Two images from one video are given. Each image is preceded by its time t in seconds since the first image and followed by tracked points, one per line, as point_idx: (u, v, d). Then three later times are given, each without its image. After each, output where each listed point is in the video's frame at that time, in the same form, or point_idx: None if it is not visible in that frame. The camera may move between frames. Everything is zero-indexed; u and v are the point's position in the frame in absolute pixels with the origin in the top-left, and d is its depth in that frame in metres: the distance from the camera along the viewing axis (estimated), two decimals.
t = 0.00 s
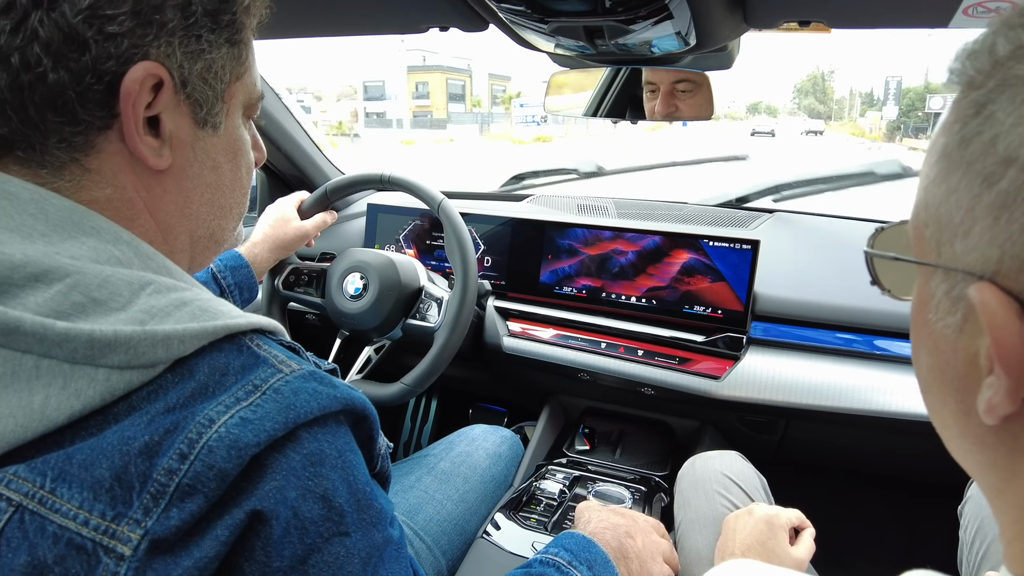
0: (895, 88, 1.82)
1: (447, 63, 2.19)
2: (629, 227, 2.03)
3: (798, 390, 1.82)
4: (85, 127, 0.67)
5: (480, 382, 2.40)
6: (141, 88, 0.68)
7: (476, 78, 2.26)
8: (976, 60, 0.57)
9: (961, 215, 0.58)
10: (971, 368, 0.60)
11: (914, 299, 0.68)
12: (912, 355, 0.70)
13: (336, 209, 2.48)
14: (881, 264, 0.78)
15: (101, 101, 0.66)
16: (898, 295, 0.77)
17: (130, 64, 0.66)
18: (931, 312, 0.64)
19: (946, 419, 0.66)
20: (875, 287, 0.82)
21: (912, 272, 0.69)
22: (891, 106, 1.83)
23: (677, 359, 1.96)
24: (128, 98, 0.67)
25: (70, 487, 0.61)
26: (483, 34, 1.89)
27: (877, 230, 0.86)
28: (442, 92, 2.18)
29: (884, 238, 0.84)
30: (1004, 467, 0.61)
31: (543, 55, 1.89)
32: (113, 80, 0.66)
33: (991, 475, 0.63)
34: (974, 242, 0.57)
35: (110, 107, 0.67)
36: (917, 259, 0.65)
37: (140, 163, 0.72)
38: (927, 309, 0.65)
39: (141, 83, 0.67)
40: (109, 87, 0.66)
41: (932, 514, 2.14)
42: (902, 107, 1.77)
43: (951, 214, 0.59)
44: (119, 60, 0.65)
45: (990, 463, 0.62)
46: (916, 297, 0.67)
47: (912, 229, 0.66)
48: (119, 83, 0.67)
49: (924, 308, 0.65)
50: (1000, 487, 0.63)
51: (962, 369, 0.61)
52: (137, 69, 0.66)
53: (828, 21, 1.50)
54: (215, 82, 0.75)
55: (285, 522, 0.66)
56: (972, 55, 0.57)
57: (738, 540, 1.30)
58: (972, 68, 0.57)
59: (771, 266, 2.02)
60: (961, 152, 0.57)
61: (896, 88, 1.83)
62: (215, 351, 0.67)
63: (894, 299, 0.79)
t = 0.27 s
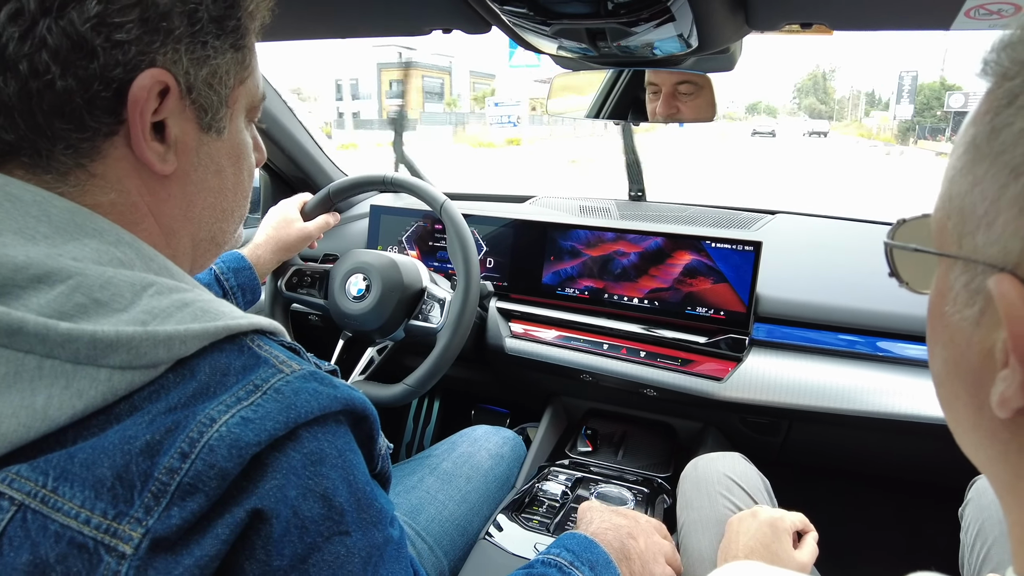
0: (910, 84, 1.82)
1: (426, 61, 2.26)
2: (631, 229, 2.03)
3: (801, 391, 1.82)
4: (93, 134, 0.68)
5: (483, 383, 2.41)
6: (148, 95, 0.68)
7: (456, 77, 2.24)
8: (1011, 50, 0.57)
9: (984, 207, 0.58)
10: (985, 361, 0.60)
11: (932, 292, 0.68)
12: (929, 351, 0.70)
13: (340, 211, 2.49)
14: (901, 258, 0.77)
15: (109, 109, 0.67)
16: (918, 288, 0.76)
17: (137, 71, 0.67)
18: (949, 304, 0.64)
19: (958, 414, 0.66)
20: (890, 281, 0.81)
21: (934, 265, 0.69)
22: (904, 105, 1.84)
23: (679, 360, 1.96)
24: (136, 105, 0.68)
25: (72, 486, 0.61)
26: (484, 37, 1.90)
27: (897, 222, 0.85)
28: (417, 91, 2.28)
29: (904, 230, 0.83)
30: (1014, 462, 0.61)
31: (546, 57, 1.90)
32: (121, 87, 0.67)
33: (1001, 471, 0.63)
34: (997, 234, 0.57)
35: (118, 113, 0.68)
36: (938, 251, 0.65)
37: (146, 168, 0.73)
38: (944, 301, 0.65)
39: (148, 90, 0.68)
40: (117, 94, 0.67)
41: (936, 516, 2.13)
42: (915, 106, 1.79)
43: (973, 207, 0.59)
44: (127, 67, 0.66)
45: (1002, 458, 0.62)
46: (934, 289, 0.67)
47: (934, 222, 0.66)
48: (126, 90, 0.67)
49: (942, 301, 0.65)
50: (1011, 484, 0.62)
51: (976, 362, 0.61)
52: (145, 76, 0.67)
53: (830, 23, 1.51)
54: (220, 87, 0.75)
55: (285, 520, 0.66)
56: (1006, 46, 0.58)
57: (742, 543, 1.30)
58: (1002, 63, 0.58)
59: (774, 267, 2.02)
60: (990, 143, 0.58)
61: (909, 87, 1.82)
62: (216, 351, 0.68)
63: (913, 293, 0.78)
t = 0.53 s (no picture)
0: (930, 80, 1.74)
1: (399, 56, 2.17)
2: (636, 228, 2.02)
3: (807, 391, 1.81)
4: (116, 140, 0.68)
5: (487, 384, 2.40)
6: (169, 100, 0.69)
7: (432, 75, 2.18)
8: None
9: (996, 195, 0.58)
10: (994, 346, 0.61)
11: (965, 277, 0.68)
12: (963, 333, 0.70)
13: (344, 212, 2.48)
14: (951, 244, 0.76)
15: (132, 114, 0.67)
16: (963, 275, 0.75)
17: (159, 76, 0.67)
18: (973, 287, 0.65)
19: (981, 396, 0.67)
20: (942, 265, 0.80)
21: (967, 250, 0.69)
22: (923, 102, 1.74)
23: (684, 359, 1.95)
24: (159, 110, 0.68)
25: (82, 490, 0.61)
26: (487, 36, 1.89)
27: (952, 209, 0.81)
28: (388, 87, 2.24)
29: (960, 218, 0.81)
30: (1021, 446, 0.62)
31: (549, 56, 1.89)
32: (143, 93, 0.67)
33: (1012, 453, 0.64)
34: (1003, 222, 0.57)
35: (140, 119, 0.68)
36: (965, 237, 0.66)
37: (165, 172, 0.73)
38: (971, 284, 0.66)
39: (170, 95, 0.68)
40: (139, 100, 0.67)
41: (943, 515, 2.12)
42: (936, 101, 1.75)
43: (989, 194, 0.60)
44: (149, 73, 0.66)
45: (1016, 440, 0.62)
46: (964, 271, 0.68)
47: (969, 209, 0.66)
48: (148, 96, 0.67)
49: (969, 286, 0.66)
50: None
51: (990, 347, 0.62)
52: (167, 80, 0.67)
53: (835, 20, 1.50)
54: (233, 89, 0.75)
55: (295, 524, 0.66)
56: None
57: (747, 543, 1.29)
58: None
59: (779, 266, 2.02)
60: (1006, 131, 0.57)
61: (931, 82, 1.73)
62: (225, 355, 0.67)
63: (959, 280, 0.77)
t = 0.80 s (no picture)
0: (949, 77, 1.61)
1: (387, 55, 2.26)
2: (636, 227, 2.03)
3: (807, 390, 1.81)
4: (108, 134, 0.68)
5: (489, 383, 2.41)
6: (161, 95, 0.69)
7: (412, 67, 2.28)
8: None
9: (993, 196, 0.59)
10: (992, 350, 0.60)
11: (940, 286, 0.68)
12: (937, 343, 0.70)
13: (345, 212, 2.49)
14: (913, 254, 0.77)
15: (124, 108, 0.68)
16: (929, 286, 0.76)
17: (151, 71, 0.68)
18: (956, 296, 0.64)
19: (965, 403, 0.66)
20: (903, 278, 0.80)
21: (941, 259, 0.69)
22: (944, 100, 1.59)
23: (685, 358, 1.95)
24: (150, 105, 0.69)
25: (81, 489, 0.62)
26: (487, 36, 1.90)
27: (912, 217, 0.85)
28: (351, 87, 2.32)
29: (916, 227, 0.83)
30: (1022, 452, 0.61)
31: (549, 56, 1.90)
32: (135, 87, 0.67)
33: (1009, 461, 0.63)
34: (1004, 222, 0.57)
35: (131, 113, 0.68)
36: (948, 244, 0.65)
37: (157, 167, 0.73)
38: (952, 292, 0.65)
39: (162, 90, 0.69)
40: (131, 95, 0.67)
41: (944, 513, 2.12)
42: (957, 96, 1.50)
43: (982, 196, 0.60)
44: (142, 68, 0.67)
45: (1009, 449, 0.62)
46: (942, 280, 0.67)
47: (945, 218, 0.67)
48: (140, 90, 0.68)
49: (950, 293, 0.65)
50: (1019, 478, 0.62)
51: (984, 352, 0.61)
52: (159, 76, 0.68)
53: (834, 20, 1.50)
54: (227, 86, 0.76)
55: (294, 522, 0.66)
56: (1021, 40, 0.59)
57: (747, 540, 1.29)
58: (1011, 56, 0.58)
59: (780, 265, 2.02)
60: (999, 133, 0.58)
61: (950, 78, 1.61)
62: (224, 353, 0.68)
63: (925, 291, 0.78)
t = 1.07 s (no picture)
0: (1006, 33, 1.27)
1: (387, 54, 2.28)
2: (637, 229, 2.03)
3: (808, 392, 1.81)
4: (74, 122, 0.69)
5: (490, 386, 2.41)
6: (130, 88, 0.69)
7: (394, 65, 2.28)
8: (997, 51, 0.58)
9: (976, 203, 0.59)
10: (986, 357, 0.60)
11: (926, 293, 0.68)
12: (923, 350, 0.70)
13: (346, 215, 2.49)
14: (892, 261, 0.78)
15: (89, 97, 0.68)
16: (912, 293, 0.77)
17: (119, 63, 0.68)
18: (945, 304, 0.65)
19: (957, 411, 0.66)
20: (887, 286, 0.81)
21: (924, 268, 0.69)
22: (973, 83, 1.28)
23: (685, 361, 1.95)
24: (114, 97, 0.68)
25: (79, 494, 0.62)
26: (488, 39, 1.90)
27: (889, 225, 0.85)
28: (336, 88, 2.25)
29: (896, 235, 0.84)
30: (1017, 457, 0.61)
31: (549, 59, 1.90)
32: (102, 78, 0.68)
33: (1005, 467, 0.63)
34: (990, 228, 0.57)
35: (97, 103, 0.69)
36: (931, 251, 0.66)
37: (130, 164, 0.72)
38: (940, 300, 0.65)
39: (128, 82, 0.68)
40: (97, 84, 0.68)
41: (946, 515, 2.12)
42: None
43: (966, 203, 0.60)
44: (110, 58, 0.67)
45: (1002, 454, 0.62)
46: (928, 288, 0.68)
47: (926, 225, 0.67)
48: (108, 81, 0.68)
49: (938, 300, 0.66)
50: (1014, 483, 0.62)
51: (976, 359, 0.61)
52: (125, 67, 0.68)
53: (834, 22, 1.50)
54: (217, 90, 0.75)
55: (295, 528, 0.66)
56: (990, 47, 0.59)
57: (748, 543, 1.29)
58: (986, 64, 0.58)
59: (780, 266, 2.02)
60: (979, 140, 0.58)
61: None
62: (223, 357, 0.68)
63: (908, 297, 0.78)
